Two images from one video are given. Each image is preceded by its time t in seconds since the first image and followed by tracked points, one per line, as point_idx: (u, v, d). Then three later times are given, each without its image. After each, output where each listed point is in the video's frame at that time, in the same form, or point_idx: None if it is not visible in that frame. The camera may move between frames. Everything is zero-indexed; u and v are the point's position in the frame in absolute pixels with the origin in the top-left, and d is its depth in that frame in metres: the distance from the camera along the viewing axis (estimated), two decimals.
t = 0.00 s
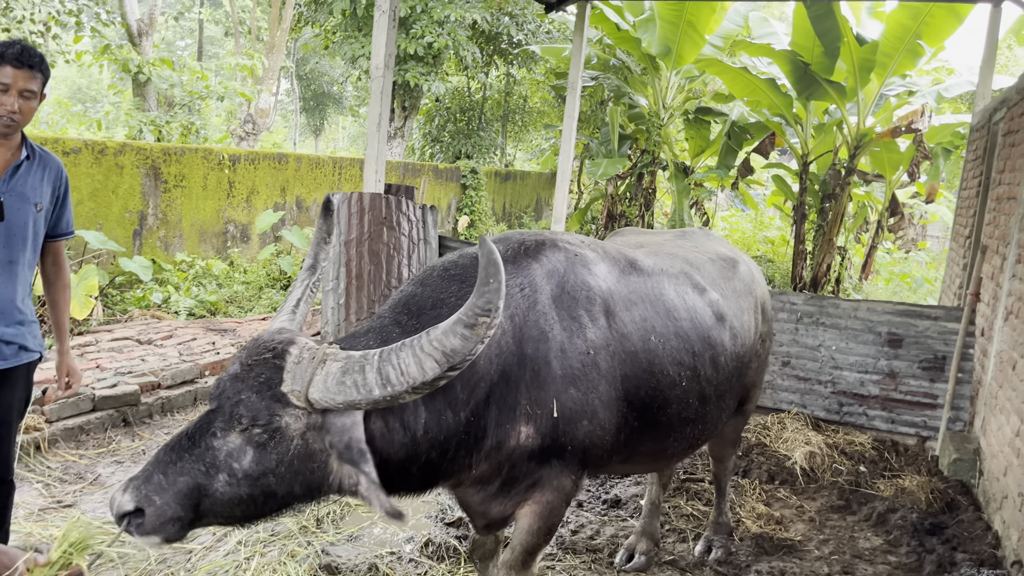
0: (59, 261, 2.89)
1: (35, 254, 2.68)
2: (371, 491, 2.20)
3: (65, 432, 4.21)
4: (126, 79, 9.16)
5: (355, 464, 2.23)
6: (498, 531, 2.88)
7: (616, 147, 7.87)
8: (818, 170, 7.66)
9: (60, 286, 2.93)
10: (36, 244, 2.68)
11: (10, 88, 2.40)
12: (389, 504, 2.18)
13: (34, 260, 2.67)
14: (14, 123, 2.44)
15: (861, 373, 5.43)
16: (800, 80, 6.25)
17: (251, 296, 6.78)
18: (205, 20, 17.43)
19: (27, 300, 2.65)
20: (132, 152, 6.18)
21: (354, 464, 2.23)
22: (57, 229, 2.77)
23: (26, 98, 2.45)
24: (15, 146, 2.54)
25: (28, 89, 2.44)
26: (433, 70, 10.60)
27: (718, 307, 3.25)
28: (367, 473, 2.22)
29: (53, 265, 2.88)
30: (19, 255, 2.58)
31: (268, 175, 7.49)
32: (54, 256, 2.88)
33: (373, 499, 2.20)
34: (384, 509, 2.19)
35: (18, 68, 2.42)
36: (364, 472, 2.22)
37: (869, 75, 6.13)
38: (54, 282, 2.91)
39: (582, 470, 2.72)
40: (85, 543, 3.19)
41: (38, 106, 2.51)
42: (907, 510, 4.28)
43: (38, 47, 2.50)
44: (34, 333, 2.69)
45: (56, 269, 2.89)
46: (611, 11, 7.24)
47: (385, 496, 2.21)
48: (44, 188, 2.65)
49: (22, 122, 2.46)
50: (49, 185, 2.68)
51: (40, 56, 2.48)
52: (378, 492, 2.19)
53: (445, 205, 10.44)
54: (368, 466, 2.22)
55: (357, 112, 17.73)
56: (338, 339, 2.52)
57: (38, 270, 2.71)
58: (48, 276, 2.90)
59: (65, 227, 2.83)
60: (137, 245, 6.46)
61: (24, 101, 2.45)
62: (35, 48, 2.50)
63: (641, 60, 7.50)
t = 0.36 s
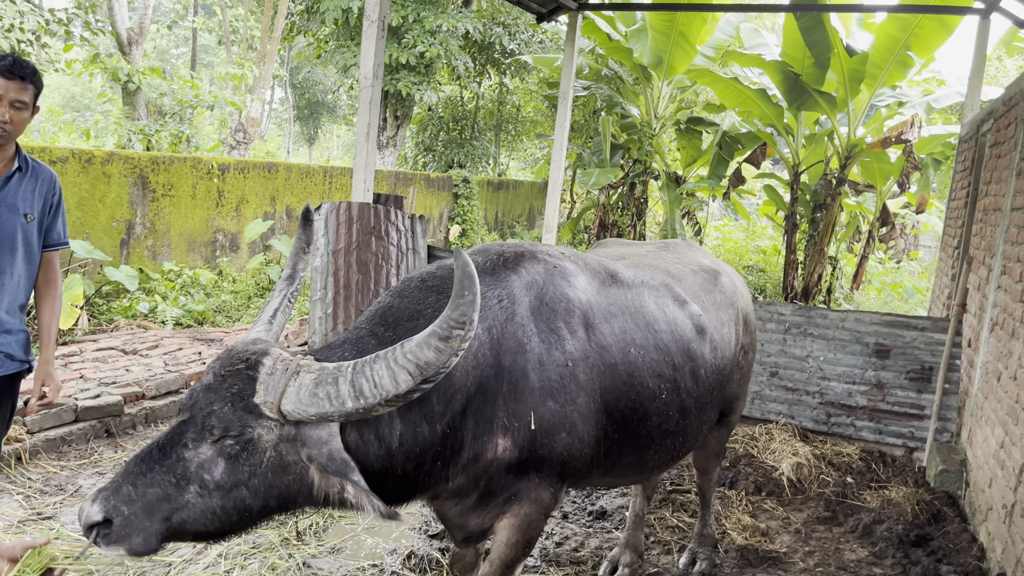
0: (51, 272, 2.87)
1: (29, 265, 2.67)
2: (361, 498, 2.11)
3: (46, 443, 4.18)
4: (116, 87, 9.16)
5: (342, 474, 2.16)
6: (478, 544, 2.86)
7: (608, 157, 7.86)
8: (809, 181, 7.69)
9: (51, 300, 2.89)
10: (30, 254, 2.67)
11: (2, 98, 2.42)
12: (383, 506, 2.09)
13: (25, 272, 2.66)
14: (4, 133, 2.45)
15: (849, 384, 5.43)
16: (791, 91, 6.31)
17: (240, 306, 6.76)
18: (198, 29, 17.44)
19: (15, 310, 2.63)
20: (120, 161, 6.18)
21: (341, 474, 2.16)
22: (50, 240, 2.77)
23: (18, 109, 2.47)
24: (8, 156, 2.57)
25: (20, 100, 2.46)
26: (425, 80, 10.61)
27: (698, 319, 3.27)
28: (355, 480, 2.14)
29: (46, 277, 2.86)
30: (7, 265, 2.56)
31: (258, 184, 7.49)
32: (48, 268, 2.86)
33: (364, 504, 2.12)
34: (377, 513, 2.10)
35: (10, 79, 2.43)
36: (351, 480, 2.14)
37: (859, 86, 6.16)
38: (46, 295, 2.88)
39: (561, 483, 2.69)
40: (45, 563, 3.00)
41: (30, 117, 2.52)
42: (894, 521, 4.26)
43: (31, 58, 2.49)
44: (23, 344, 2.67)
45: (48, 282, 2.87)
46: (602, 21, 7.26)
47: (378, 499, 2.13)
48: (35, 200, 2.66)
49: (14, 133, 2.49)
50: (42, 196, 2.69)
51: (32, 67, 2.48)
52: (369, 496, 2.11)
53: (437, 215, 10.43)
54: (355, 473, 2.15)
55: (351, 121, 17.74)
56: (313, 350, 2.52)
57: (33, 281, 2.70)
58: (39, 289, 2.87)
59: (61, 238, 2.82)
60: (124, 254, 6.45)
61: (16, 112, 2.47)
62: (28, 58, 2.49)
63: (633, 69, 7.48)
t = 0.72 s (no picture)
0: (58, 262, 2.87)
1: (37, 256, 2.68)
2: (355, 493, 2.09)
3: (51, 435, 4.21)
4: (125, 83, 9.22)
5: (336, 468, 2.13)
6: (478, 540, 2.84)
7: (617, 155, 7.80)
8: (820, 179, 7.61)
9: (59, 289, 2.90)
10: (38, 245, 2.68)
11: (7, 88, 2.43)
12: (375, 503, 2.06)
13: (33, 262, 2.66)
14: (12, 123, 2.46)
15: (857, 384, 5.38)
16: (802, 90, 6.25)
17: (247, 301, 6.77)
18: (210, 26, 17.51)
19: (23, 301, 2.63)
20: (128, 155, 6.20)
21: (334, 469, 2.13)
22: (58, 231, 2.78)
23: (24, 98, 2.47)
24: (16, 148, 2.56)
25: (26, 89, 2.47)
26: (434, 76, 10.60)
27: (702, 316, 3.26)
28: (346, 476, 2.10)
29: (53, 266, 2.86)
30: (15, 255, 2.56)
31: (265, 179, 7.50)
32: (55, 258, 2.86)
33: (357, 501, 2.10)
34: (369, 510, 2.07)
35: (15, 69, 2.45)
36: (344, 475, 2.11)
37: (871, 84, 6.09)
38: (53, 283, 2.88)
39: (561, 480, 2.67)
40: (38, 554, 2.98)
41: (36, 106, 2.53)
42: (900, 522, 4.21)
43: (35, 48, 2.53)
44: (32, 335, 2.68)
45: (55, 272, 2.87)
46: (612, 18, 7.19)
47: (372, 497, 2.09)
48: (45, 191, 2.66)
49: (21, 122, 2.49)
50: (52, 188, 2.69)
51: (36, 56, 2.51)
52: (361, 493, 2.08)
53: (446, 212, 10.43)
54: (348, 469, 2.11)
55: (361, 118, 17.76)
56: (312, 344, 2.51)
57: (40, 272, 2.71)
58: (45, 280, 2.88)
59: (67, 229, 2.83)
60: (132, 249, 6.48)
61: (22, 101, 2.48)
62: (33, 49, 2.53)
63: (643, 67, 7.44)
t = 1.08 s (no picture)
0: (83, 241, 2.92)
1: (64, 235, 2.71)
2: (383, 470, 2.15)
3: (78, 415, 4.28)
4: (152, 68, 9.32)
5: (362, 446, 2.19)
6: (498, 525, 2.83)
7: (641, 145, 7.69)
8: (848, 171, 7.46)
9: (87, 268, 2.97)
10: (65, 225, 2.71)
11: (34, 65, 2.45)
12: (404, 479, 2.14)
13: (63, 242, 2.70)
14: (39, 99, 2.49)
15: (883, 377, 5.29)
16: (830, 80, 6.09)
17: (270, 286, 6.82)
18: (236, 14, 17.60)
19: (53, 281, 2.67)
20: (155, 140, 6.27)
21: (361, 447, 2.18)
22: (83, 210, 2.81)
23: (50, 75, 2.49)
24: (42, 126, 2.57)
25: (51, 66, 2.48)
26: (458, 65, 10.56)
27: (727, 304, 3.24)
28: (374, 453, 2.16)
29: (80, 244, 2.92)
30: (46, 235, 2.60)
31: (290, 165, 7.54)
32: (82, 237, 2.92)
33: (386, 477, 2.16)
34: (397, 485, 2.15)
35: (41, 45, 2.47)
36: (372, 453, 2.16)
37: (901, 75, 5.91)
38: (81, 261, 2.95)
39: (583, 467, 2.65)
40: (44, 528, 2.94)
41: (62, 83, 2.54)
42: (925, 518, 4.15)
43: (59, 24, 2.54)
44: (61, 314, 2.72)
45: (82, 250, 2.93)
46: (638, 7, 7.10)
47: (400, 473, 2.17)
48: (71, 168, 2.69)
49: (48, 99, 2.52)
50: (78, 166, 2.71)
51: (61, 33, 2.52)
52: (391, 471, 2.15)
53: (468, 201, 10.41)
54: (375, 447, 2.17)
55: (384, 107, 17.76)
56: (335, 326, 2.52)
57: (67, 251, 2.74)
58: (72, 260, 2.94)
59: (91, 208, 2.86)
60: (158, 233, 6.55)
61: (48, 77, 2.49)
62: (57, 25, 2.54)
63: (669, 57, 7.33)
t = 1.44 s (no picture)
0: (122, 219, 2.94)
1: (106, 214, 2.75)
2: (429, 449, 2.27)
3: (122, 392, 4.38)
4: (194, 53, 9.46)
5: (408, 426, 2.26)
6: (536, 511, 2.84)
7: (679, 134, 7.55)
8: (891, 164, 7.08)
9: (123, 246, 2.96)
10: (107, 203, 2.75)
11: (65, 40, 2.46)
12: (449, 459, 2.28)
13: (105, 221, 2.73)
14: (72, 76, 2.51)
15: (924, 373, 5.17)
16: (873, 70, 5.80)
17: (307, 270, 6.90)
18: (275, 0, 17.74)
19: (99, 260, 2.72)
20: (197, 123, 6.37)
21: (407, 426, 2.26)
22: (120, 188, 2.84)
23: (82, 50, 2.50)
24: (76, 105, 2.61)
25: (83, 41, 2.49)
26: (495, 51, 10.52)
27: (771, 294, 3.20)
28: (419, 433, 2.27)
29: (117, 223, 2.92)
30: (88, 214, 2.63)
31: (327, 150, 7.60)
32: (120, 215, 2.93)
33: (432, 456, 2.28)
34: (442, 463, 2.29)
35: (71, 20, 2.47)
36: (417, 432, 2.26)
37: (949, 65, 5.71)
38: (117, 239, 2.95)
39: (622, 455, 2.64)
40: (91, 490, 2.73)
41: (94, 59, 2.55)
42: (967, 516, 4.06)
43: None
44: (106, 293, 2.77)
45: (119, 229, 2.93)
46: None
47: (444, 451, 2.30)
48: (109, 146, 2.71)
49: (81, 75, 2.54)
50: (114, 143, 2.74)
51: (90, 7, 2.52)
52: (437, 450, 2.27)
53: (502, 188, 10.38)
54: (421, 426, 2.27)
55: (419, 94, 17.77)
56: (379, 308, 2.55)
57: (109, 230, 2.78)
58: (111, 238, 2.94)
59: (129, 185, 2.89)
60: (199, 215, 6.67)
61: (80, 53, 2.51)
62: None
63: (709, 45, 7.20)
